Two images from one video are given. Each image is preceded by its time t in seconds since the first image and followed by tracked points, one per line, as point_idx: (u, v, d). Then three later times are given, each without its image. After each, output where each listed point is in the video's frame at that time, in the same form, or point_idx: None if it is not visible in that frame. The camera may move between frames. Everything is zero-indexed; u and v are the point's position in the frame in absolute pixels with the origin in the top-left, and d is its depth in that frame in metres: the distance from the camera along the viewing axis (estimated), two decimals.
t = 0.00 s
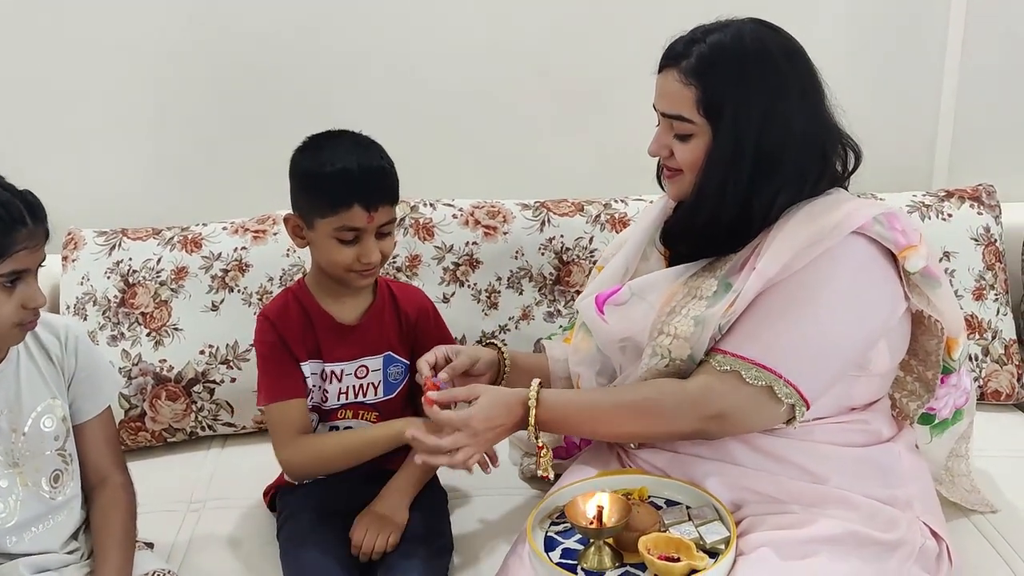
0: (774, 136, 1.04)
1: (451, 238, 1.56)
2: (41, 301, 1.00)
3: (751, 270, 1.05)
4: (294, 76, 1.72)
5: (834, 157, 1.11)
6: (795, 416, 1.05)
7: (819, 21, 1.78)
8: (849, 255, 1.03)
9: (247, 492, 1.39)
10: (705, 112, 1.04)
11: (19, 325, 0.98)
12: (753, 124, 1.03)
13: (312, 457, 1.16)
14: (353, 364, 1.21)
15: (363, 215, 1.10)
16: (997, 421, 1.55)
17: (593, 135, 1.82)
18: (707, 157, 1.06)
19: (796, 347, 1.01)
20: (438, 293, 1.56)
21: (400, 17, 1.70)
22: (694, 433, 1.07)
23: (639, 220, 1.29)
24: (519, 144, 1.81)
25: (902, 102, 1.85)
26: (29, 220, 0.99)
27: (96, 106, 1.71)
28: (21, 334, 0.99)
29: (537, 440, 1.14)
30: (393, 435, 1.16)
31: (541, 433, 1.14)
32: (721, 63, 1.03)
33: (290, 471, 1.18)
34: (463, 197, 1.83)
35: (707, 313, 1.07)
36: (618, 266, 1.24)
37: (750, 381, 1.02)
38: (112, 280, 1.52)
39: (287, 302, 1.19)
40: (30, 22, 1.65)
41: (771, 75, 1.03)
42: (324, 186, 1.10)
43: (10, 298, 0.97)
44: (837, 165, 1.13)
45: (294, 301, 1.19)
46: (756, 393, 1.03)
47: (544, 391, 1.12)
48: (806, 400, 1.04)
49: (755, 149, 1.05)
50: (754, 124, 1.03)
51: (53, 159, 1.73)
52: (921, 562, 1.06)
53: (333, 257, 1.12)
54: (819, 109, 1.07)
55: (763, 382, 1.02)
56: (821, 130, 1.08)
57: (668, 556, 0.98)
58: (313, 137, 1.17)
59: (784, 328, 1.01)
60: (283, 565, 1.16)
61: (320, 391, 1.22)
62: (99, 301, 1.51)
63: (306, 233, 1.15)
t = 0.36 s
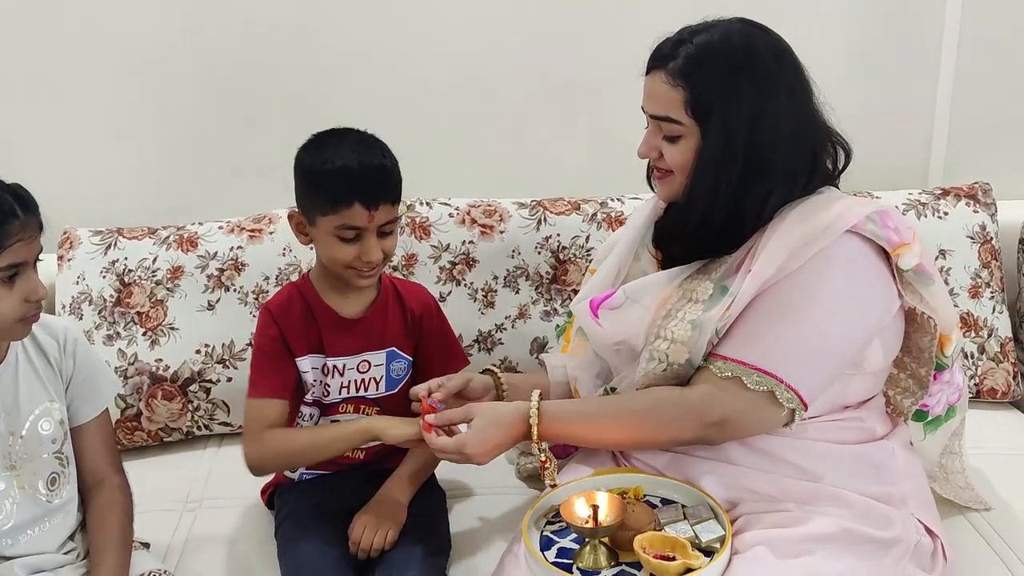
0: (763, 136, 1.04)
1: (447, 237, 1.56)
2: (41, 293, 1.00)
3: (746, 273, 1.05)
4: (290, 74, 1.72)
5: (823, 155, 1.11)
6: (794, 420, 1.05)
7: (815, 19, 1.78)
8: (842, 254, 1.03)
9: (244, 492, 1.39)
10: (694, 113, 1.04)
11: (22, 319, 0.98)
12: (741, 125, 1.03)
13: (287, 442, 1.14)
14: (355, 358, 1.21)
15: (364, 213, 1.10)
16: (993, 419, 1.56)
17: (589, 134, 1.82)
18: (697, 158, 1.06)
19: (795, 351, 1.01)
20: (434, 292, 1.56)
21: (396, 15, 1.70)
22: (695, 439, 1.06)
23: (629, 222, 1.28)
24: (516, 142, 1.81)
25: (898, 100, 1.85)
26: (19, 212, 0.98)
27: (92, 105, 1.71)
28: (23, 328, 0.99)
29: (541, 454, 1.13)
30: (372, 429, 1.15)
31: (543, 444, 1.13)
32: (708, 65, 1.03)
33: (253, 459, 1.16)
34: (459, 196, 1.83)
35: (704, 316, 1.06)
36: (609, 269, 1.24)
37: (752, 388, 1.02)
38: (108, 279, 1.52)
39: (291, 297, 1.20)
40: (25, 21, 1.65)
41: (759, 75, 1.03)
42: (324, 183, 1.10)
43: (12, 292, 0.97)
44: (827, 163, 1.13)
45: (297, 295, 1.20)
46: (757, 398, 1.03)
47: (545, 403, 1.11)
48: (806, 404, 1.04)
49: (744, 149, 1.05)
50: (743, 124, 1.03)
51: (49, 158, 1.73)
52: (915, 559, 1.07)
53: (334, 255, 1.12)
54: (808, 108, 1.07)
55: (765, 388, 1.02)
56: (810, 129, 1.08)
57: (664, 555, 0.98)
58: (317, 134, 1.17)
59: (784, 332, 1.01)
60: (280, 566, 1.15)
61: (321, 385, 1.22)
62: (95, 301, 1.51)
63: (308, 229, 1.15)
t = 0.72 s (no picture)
0: (745, 136, 1.05)
1: (442, 236, 1.56)
2: (33, 287, 1.00)
3: (729, 273, 1.05)
4: (284, 73, 1.72)
5: (808, 156, 1.11)
6: (778, 420, 1.06)
7: (809, 17, 1.78)
8: (826, 254, 1.03)
9: (238, 491, 1.40)
10: (677, 112, 1.04)
11: (15, 312, 0.99)
12: (723, 124, 1.04)
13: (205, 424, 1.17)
14: (352, 351, 1.23)
15: (378, 223, 1.10)
16: (986, 416, 1.56)
17: (584, 133, 1.82)
18: (679, 157, 1.07)
19: (776, 350, 1.01)
20: (429, 291, 1.56)
21: (390, 14, 1.70)
22: (677, 438, 1.07)
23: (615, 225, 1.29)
24: (510, 141, 1.81)
25: (891, 98, 1.86)
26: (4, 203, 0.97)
27: (87, 105, 1.71)
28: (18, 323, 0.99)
29: (524, 435, 1.12)
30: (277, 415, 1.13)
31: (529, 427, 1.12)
32: (690, 64, 1.03)
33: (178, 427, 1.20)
34: (454, 195, 1.84)
35: (689, 316, 1.06)
36: (595, 275, 1.25)
37: (734, 386, 1.02)
38: (102, 278, 1.52)
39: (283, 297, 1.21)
40: (20, 21, 1.65)
41: (742, 74, 1.03)
42: (341, 185, 1.10)
43: (6, 286, 0.97)
44: (814, 162, 1.13)
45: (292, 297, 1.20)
46: (739, 396, 1.03)
47: (534, 387, 1.12)
48: (789, 402, 1.04)
49: (725, 149, 1.05)
50: (724, 123, 1.04)
51: (44, 157, 1.73)
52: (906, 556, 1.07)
53: (339, 258, 1.12)
54: (792, 109, 1.07)
55: (746, 386, 1.02)
56: (793, 129, 1.08)
57: (653, 552, 0.99)
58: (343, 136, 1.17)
59: (766, 331, 1.01)
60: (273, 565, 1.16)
61: (317, 381, 1.22)
62: (89, 300, 1.51)
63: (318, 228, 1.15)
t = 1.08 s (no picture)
0: (739, 136, 1.05)
1: (436, 236, 1.57)
2: (25, 284, 1.00)
3: (737, 271, 1.06)
4: (278, 73, 1.72)
5: (805, 154, 1.11)
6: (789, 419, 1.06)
7: (802, 17, 1.79)
8: (829, 247, 1.04)
9: (233, 491, 1.40)
10: (670, 114, 1.05)
11: (5, 309, 0.98)
12: (717, 125, 1.04)
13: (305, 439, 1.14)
14: (326, 336, 1.22)
15: (342, 201, 1.11)
16: (979, 415, 1.57)
17: (579, 133, 1.83)
18: (674, 158, 1.08)
19: (793, 349, 1.01)
20: (424, 291, 1.56)
21: (384, 14, 1.70)
22: (696, 440, 1.06)
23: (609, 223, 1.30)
24: (505, 141, 1.81)
25: (884, 97, 1.87)
26: None
27: (81, 105, 1.71)
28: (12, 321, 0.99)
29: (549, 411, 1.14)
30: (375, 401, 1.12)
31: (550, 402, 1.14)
32: (683, 66, 1.04)
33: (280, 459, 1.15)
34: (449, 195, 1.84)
35: (699, 316, 1.07)
36: (592, 275, 1.25)
37: (758, 389, 1.02)
38: (97, 278, 1.52)
39: (249, 299, 1.16)
40: (14, 21, 1.65)
41: (734, 75, 1.03)
42: (301, 171, 1.09)
43: None
44: (812, 161, 1.14)
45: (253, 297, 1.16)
46: (760, 398, 1.03)
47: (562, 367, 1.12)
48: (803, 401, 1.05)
49: (720, 149, 1.05)
50: (718, 125, 1.04)
51: (39, 158, 1.73)
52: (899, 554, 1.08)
53: (307, 245, 1.12)
54: (786, 108, 1.07)
55: (770, 389, 1.02)
56: (788, 128, 1.08)
57: (649, 552, 0.99)
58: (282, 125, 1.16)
59: (783, 331, 1.01)
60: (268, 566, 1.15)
61: (299, 373, 1.20)
62: (84, 301, 1.51)
63: (275, 222, 1.13)
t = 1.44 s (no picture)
0: (752, 135, 1.05)
1: (433, 236, 1.57)
2: (21, 283, 0.99)
3: (750, 272, 1.06)
4: (274, 72, 1.72)
5: (814, 153, 1.11)
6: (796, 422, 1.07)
7: (797, 17, 1.79)
8: (842, 252, 1.04)
9: (230, 492, 1.39)
10: (682, 115, 1.05)
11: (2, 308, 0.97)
12: (729, 127, 1.04)
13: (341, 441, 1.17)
14: (329, 340, 1.22)
15: (317, 198, 1.11)
16: (974, 415, 1.57)
17: (575, 133, 1.83)
18: (688, 159, 1.07)
19: (804, 353, 1.02)
20: (421, 291, 1.56)
21: (381, 13, 1.70)
22: (705, 440, 1.07)
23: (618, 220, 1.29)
24: (502, 141, 1.81)
25: (879, 97, 1.87)
26: None
27: (75, 105, 1.70)
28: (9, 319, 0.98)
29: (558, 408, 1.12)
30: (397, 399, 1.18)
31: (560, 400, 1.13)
32: (695, 68, 1.04)
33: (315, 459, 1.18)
34: (446, 194, 1.84)
35: (710, 317, 1.07)
36: (600, 271, 1.25)
37: (769, 392, 1.02)
38: (92, 279, 1.52)
39: (248, 309, 1.16)
40: (8, 20, 1.64)
41: (746, 74, 1.03)
42: (270, 178, 1.09)
43: None
44: (820, 161, 1.14)
45: (251, 307, 1.17)
46: (770, 401, 1.03)
47: (573, 359, 1.11)
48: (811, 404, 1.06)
49: (733, 151, 1.05)
50: (730, 125, 1.04)
51: (34, 157, 1.72)
52: (897, 553, 1.08)
53: (294, 250, 1.11)
54: (797, 106, 1.07)
55: (780, 392, 1.02)
56: (799, 127, 1.08)
57: (650, 551, 0.99)
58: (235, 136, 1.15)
59: (795, 334, 1.02)
60: (266, 566, 1.15)
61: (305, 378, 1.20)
62: (80, 301, 1.50)
63: (258, 235, 1.13)
